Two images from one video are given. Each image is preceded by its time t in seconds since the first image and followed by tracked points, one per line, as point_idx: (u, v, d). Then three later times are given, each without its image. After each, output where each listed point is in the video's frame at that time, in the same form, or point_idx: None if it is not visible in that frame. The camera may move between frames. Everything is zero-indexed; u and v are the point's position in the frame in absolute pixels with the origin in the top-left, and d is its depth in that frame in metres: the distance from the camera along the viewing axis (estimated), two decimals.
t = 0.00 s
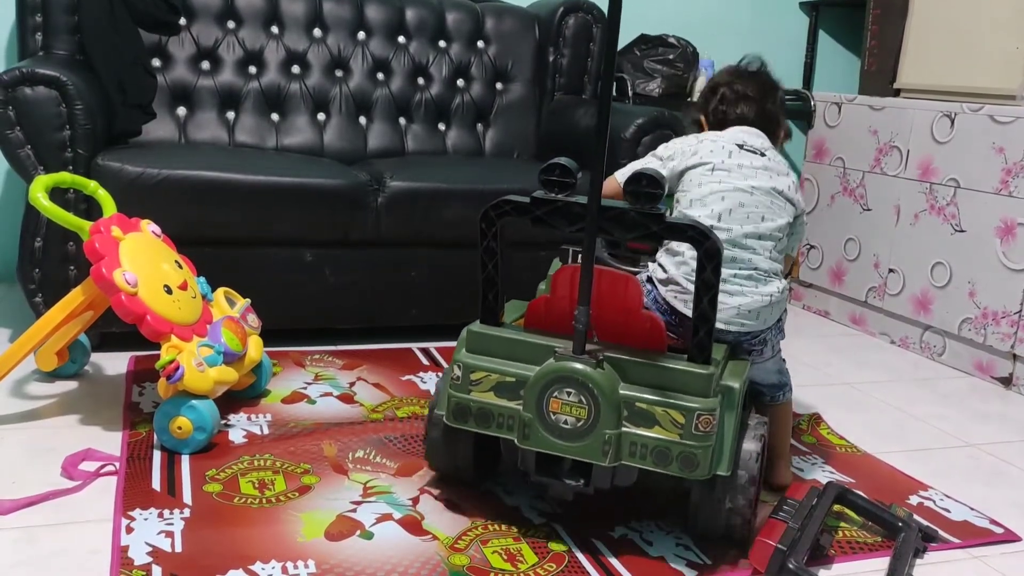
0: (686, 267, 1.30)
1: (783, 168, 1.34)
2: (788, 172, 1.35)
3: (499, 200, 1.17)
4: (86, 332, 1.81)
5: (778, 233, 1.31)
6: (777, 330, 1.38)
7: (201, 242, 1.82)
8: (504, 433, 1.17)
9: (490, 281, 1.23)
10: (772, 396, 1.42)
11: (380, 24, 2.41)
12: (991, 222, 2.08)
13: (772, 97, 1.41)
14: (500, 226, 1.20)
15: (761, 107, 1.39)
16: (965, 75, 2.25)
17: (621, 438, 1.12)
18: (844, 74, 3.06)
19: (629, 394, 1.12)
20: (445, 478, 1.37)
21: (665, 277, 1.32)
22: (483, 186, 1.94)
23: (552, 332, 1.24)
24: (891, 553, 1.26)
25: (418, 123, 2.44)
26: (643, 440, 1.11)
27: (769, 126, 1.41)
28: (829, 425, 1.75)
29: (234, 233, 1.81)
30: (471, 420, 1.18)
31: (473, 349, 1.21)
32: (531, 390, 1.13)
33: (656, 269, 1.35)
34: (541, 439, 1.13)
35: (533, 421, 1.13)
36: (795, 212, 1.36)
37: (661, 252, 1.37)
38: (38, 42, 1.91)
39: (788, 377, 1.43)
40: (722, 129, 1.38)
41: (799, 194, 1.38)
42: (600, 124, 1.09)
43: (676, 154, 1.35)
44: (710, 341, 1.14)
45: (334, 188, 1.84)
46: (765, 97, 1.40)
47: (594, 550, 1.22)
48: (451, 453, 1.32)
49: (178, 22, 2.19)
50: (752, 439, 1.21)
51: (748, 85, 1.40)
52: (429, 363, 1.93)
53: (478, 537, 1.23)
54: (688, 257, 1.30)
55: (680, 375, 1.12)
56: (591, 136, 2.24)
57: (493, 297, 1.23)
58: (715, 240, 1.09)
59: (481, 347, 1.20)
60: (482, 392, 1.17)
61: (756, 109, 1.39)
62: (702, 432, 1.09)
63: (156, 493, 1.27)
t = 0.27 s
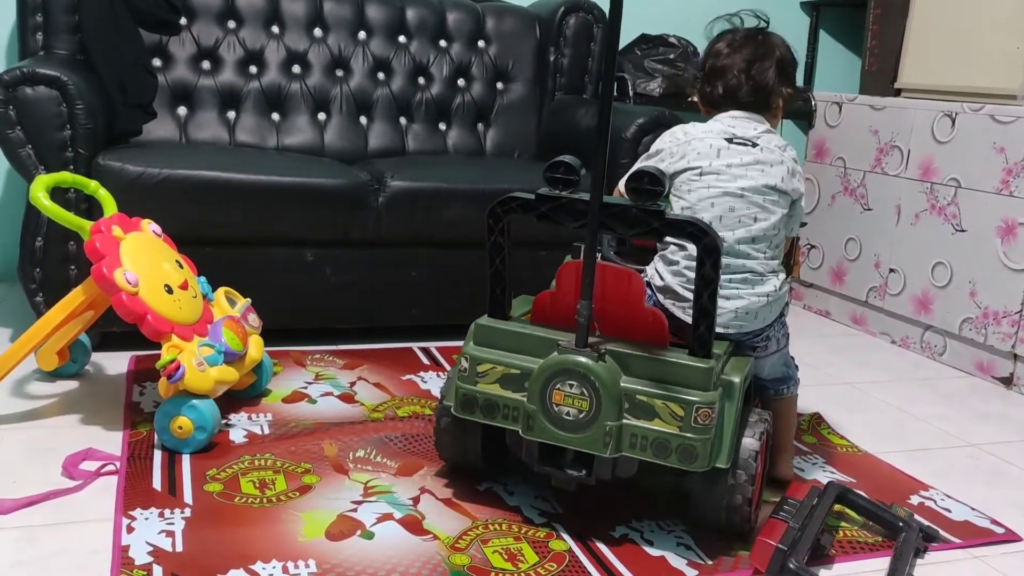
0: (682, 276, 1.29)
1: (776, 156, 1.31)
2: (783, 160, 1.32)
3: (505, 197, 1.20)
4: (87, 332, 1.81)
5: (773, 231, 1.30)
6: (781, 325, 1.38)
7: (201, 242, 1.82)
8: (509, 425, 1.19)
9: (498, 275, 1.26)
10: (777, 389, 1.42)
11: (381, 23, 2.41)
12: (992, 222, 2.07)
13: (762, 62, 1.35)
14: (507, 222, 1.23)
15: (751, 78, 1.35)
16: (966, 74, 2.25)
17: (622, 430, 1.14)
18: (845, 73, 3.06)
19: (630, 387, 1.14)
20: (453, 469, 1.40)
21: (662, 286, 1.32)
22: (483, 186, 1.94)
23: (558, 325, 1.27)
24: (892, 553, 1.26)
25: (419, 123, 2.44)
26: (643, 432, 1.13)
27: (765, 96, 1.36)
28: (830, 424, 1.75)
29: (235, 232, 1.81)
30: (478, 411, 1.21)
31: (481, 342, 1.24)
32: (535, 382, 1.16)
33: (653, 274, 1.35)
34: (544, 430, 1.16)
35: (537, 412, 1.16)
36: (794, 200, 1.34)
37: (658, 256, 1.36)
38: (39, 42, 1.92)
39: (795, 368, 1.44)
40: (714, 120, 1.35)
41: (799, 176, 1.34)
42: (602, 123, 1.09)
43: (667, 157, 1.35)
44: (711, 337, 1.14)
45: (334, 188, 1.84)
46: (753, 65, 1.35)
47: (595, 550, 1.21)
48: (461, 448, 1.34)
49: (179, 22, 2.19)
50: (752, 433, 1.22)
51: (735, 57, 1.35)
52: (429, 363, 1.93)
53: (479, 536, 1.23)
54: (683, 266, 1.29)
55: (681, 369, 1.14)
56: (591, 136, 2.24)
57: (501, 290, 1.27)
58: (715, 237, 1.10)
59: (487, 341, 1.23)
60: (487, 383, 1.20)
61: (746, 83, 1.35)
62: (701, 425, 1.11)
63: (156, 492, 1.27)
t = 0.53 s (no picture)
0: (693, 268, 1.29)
1: (792, 162, 1.34)
2: (797, 166, 1.34)
3: (505, 198, 1.20)
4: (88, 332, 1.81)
5: (785, 233, 1.32)
6: (782, 332, 1.38)
7: (202, 242, 1.82)
8: (509, 427, 1.19)
9: (496, 276, 1.26)
10: (774, 397, 1.44)
11: (381, 23, 2.41)
12: (993, 221, 2.07)
13: (771, 79, 1.37)
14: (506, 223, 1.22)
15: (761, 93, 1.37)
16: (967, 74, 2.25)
17: (622, 433, 1.14)
18: (846, 73, 3.05)
19: (630, 388, 1.14)
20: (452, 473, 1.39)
21: (671, 277, 1.32)
22: (484, 186, 1.94)
23: (558, 326, 1.27)
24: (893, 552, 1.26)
25: (420, 123, 2.44)
26: (643, 434, 1.13)
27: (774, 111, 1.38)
28: (831, 424, 1.75)
29: (235, 233, 1.81)
30: (478, 413, 1.21)
31: (480, 344, 1.24)
32: (534, 384, 1.16)
33: (663, 267, 1.34)
34: (544, 432, 1.16)
35: (537, 415, 1.16)
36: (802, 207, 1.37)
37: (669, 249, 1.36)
38: (41, 42, 1.92)
39: (793, 379, 1.45)
40: (729, 125, 1.37)
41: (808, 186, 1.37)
42: (604, 121, 1.09)
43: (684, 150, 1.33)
44: (711, 337, 1.14)
45: (335, 188, 1.84)
46: (762, 82, 1.37)
47: (596, 550, 1.21)
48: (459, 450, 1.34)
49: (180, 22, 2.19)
50: (753, 434, 1.23)
51: (744, 73, 1.38)
52: (430, 363, 1.93)
53: (479, 537, 1.23)
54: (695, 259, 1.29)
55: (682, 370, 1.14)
56: (592, 136, 2.24)
57: (500, 291, 1.26)
58: (716, 238, 1.10)
59: (487, 342, 1.23)
60: (486, 385, 1.20)
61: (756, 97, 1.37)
62: (702, 427, 1.11)
63: (157, 492, 1.27)
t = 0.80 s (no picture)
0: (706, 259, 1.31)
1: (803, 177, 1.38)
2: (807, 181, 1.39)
3: (507, 197, 1.20)
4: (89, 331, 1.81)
5: (795, 236, 1.34)
6: (786, 332, 1.39)
7: (203, 242, 1.82)
8: (512, 425, 1.19)
9: (499, 275, 1.26)
10: (778, 395, 1.43)
11: (383, 23, 2.41)
12: (994, 221, 2.07)
13: (787, 116, 1.42)
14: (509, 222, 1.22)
15: (776, 125, 1.42)
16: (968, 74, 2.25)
17: (625, 431, 1.14)
18: (847, 73, 3.05)
19: (633, 387, 1.14)
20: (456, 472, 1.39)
21: (681, 268, 1.32)
22: (485, 186, 1.94)
23: (561, 325, 1.27)
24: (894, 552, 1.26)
25: (421, 123, 2.44)
26: (646, 433, 1.13)
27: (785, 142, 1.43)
28: (833, 424, 1.75)
29: (237, 233, 1.81)
30: (480, 413, 1.21)
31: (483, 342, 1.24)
32: (537, 383, 1.16)
33: (674, 259, 1.36)
34: (546, 431, 1.15)
35: (540, 414, 1.16)
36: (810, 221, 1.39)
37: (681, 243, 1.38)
38: (42, 42, 1.92)
39: (796, 376, 1.45)
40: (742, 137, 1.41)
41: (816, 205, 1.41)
42: (604, 122, 1.09)
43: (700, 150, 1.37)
44: (713, 336, 1.14)
45: (336, 188, 1.84)
46: (778, 116, 1.42)
47: (597, 550, 1.21)
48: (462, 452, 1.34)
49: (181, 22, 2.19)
50: (755, 433, 1.23)
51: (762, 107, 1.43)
52: (431, 363, 1.92)
53: (480, 537, 1.22)
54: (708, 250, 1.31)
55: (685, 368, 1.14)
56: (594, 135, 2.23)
57: (503, 291, 1.26)
58: (718, 236, 1.10)
59: (490, 341, 1.23)
60: (489, 384, 1.20)
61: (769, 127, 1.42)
62: (704, 426, 1.11)
63: (158, 492, 1.27)
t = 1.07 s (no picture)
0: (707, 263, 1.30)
1: (799, 160, 1.36)
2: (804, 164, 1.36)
3: (517, 195, 1.20)
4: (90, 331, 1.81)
5: (795, 227, 1.33)
6: (794, 324, 1.38)
7: (204, 242, 1.82)
8: (522, 415, 1.21)
9: (511, 271, 1.27)
10: (788, 384, 1.44)
11: (384, 23, 2.41)
12: (996, 221, 2.07)
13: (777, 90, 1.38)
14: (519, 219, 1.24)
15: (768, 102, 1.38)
16: (970, 73, 2.25)
17: (630, 421, 1.15)
18: (848, 73, 3.05)
19: (638, 378, 1.16)
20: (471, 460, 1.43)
21: (684, 272, 1.32)
22: (486, 186, 1.94)
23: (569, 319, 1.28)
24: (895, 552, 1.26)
25: (422, 123, 2.44)
26: (651, 423, 1.14)
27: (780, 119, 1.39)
28: (833, 424, 1.75)
29: (238, 232, 1.81)
30: (491, 402, 1.23)
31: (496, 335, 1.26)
32: (546, 374, 1.18)
33: (676, 262, 1.35)
34: (554, 420, 1.17)
35: (548, 403, 1.18)
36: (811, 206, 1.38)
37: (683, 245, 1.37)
38: (43, 42, 1.92)
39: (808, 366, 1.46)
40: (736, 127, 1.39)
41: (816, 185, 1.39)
42: (609, 121, 1.10)
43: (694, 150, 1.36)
44: (717, 332, 1.16)
45: (337, 188, 1.84)
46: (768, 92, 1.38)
47: (598, 548, 1.21)
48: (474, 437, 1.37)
49: (182, 22, 2.19)
50: (756, 427, 1.23)
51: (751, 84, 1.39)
52: (432, 363, 1.92)
53: (481, 536, 1.22)
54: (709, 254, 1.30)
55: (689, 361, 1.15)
56: (594, 135, 2.23)
57: (515, 287, 1.28)
58: (720, 233, 1.11)
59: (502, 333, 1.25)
60: (501, 374, 1.23)
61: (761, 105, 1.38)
62: (707, 416, 1.12)
63: (160, 492, 1.27)
